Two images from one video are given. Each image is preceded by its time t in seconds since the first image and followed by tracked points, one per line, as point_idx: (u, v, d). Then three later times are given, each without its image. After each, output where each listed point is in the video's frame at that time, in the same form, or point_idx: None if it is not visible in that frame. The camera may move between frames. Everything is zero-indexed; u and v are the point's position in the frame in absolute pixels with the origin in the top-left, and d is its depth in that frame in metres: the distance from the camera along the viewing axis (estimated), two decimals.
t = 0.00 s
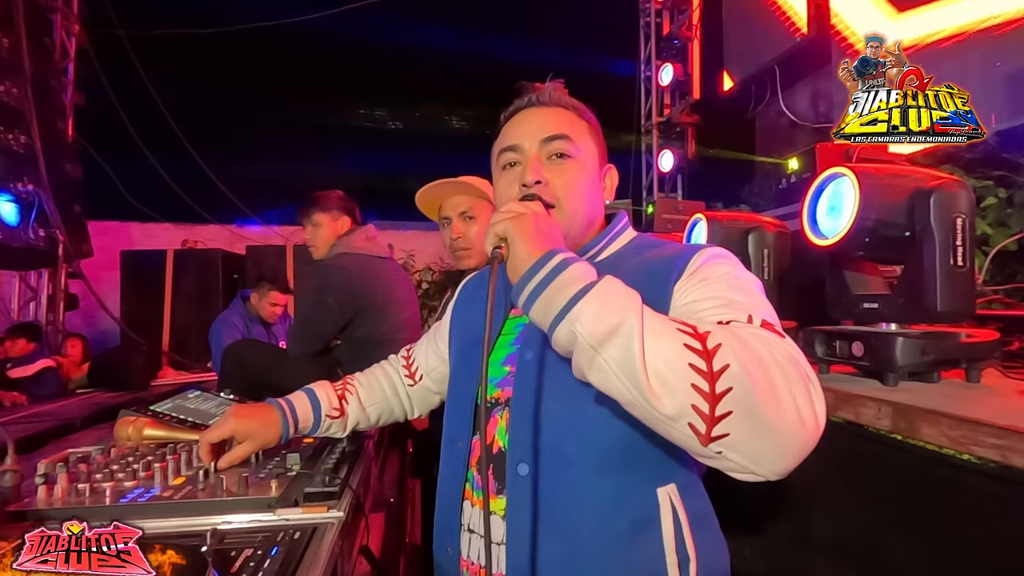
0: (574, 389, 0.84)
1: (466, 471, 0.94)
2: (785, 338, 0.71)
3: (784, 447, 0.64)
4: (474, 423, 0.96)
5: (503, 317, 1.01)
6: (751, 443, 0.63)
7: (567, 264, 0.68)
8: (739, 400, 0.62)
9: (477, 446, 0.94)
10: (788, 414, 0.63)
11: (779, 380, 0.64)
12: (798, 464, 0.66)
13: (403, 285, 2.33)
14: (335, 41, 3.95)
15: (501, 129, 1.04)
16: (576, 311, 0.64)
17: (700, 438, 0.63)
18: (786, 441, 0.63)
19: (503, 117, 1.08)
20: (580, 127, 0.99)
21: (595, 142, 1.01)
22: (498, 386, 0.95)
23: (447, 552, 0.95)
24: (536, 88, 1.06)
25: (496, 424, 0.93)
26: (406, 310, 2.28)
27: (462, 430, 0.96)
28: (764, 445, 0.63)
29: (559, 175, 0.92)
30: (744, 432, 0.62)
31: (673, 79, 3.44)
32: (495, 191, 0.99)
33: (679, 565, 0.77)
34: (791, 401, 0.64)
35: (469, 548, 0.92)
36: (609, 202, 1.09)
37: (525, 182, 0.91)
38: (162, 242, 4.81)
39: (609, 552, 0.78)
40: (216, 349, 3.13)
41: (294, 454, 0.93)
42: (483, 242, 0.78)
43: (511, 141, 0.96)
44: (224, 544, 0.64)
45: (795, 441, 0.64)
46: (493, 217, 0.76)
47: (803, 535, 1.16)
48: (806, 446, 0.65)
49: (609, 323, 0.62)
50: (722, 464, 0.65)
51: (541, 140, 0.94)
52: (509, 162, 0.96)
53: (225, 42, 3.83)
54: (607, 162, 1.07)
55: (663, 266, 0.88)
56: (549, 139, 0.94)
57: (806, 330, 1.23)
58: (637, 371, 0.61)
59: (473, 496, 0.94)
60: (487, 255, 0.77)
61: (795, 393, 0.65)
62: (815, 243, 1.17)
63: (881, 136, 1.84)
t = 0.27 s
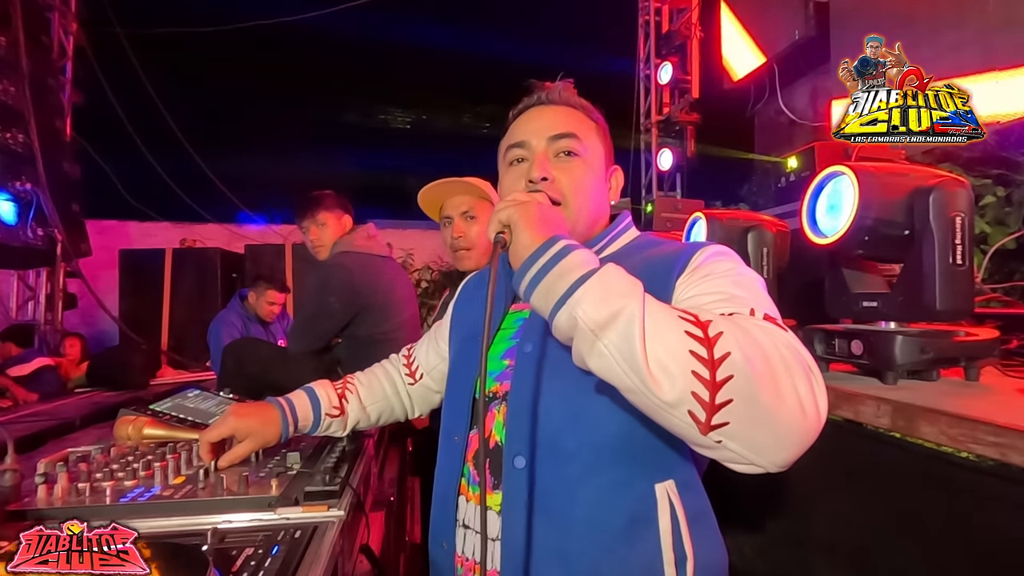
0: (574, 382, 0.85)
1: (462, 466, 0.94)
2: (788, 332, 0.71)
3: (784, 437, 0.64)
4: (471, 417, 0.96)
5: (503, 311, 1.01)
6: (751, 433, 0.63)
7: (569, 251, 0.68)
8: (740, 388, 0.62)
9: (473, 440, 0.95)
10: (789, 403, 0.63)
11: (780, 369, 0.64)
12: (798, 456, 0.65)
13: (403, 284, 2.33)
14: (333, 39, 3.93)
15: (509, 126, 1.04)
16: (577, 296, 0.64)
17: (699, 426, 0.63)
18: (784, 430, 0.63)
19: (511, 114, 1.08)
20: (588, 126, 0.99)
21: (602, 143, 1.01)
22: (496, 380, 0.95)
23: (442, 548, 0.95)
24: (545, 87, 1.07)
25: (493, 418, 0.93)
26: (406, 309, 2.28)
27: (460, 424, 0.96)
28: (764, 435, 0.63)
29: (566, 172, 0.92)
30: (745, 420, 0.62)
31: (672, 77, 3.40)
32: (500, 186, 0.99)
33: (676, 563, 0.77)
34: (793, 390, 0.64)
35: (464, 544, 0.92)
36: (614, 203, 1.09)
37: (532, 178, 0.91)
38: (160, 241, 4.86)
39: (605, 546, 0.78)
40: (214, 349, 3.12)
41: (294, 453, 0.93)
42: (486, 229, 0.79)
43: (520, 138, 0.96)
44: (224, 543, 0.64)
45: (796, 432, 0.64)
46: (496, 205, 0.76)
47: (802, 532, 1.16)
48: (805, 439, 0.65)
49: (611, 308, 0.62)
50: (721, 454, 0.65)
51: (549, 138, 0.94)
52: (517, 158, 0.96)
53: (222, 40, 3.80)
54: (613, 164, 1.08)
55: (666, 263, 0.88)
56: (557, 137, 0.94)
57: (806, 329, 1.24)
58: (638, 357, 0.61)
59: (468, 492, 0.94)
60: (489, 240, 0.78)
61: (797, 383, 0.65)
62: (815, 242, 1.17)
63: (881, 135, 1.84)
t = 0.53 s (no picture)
0: (571, 382, 0.85)
1: (461, 466, 0.94)
2: (783, 331, 0.71)
3: (780, 437, 0.64)
4: (470, 418, 0.96)
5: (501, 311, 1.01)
6: (746, 433, 0.63)
7: (568, 251, 0.68)
8: (736, 389, 0.62)
9: (472, 440, 0.95)
10: (784, 404, 0.64)
11: (776, 369, 0.64)
12: (793, 456, 0.66)
13: (401, 283, 2.33)
14: (330, 38, 3.91)
15: (506, 124, 1.03)
16: (574, 298, 0.64)
17: (696, 427, 0.63)
18: (780, 431, 0.63)
19: (508, 111, 1.08)
20: (586, 127, 0.99)
21: (600, 142, 1.01)
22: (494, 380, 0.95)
23: (440, 547, 0.95)
24: (543, 83, 1.06)
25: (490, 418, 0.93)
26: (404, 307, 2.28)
27: (457, 424, 0.96)
28: (759, 436, 0.63)
29: (564, 178, 0.92)
30: (741, 421, 0.62)
31: (670, 75, 3.40)
32: (498, 187, 0.99)
33: (674, 561, 0.77)
34: (789, 391, 0.64)
35: (461, 544, 0.92)
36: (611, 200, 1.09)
37: (529, 184, 0.91)
38: (159, 240, 4.80)
39: (603, 544, 0.78)
40: (212, 347, 3.12)
41: (292, 452, 0.93)
42: (487, 226, 0.78)
43: (515, 140, 0.96)
44: (222, 542, 0.64)
45: (792, 432, 0.64)
46: (496, 203, 0.76)
47: (799, 530, 1.16)
48: (801, 438, 0.66)
49: (606, 309, 0.62)
50: (717, 454, 0.65)
51: (546, 142, 0.94)
52: (513, 160, 0.96)
53: (218, 40, 3.76)
54: (611, 160, 1.07)
55: (662, 263, 0.88)
56: (554, 141, 0.94)
57: (803, 327, 1.24)
58: (633, 358, 0.61)
59: (465, 491, 0.93)
60: (490, 238, 0.78)
61: (793, 383, 0.65)
62: (813, 241, 1.17)
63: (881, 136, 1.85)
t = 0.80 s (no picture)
0: (570, 383, 0.85)
1: (461, 467, 0.94)
2: (782, 332, 0.71)
3: (780, 439, 0.64)
4: (470, 419, 0.96)
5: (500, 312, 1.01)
6: (746, 435, 0.63)
7: (568, 254, 0.68)
8: (735, 391, 0.62)
9: (473, 441, 0.95)
10: (783, 405, 0.64)
11: (774, 371, 0.64)
12: (793, 456, 0.66)
13: (401, 282, 2.33)
14: (329, 37, 3.90)
15: (502, 122, 1.03)
16: (574, 301, 0.64)
17: (696, 429, 0.63)
18: (779, 432, 0.63)
19: (503, 109, 1.08)
20: (582, 123, 0.99)
21: (596, 139, 1.00)
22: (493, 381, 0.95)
23: (441, 548, 0.95)
24: (538, 80, 1.06)
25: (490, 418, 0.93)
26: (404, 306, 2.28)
27: (457, 425, 0.96)
28: (759, 437, 0.63)
29: (560, 176, 0.92)
30: (740, 423, 0.62)
31: (670, 74, 3.39)
32: (495, 187, 0.99)
33: (675, 560, 0.78)
34: (787, 392, 0.64)
35: (462, 544, 0.92)
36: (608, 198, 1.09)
37: (525, 183, 0.91)
38: (159, 239, 4.73)
39: (604, 545, 0.78)
40: (212, 346, 3.11)
41: (292, 451, 0.93)
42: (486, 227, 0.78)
43: (510, 139, 0.96)
44: (222, 541, 0.64)
45: (791, 433, 0.64)
46: (495, 204, 0.76)
47: (798, 528, 1.16)
48: (800, 439, 0.66)
49: (605, 313, 0.62)
50: (717, 455, 0.65)
51: (542, 139, 0.94)
52: (508, 159, 0.96)
53: (217, 40, 3.76)
54: (607, 158, 1.07)
55: (659, 263, 0.88)
56: (549, 139, 0.93)
57: (802, 326, 1.24)
58: (633, 361, 0.61)
59: (466, 492, 0.93)
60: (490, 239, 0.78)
61: (792, 384, 0.65)
62: (812, 240, 1.17)
63: (881, 135, 1.85)
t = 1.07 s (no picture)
0: (570, 382, 0.85)
1: (462, 467, 0.94)
2: (781, 332, 0.71)
3: (780, 438, 0.64)
4: (470, 419, 0.96)
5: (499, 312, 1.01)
6: (746, 434, 0.63)
7: (568, 254, 0.68)
8: (736, 391, 0.62)
9: (473, 441, 0.95)
10: (783, 405, 0.64)
11: (775, 370, 0.64)
12: (793, 455, 0.66)
13: (400, 281, 2.33)
14: (328, 36, 3.90)
15: (502, 121, 1.03)
16: (574, 301, 0.64)
17: (696, 429, 0.63)
18: (779, 432, 0.63)
19: (504, 109, 1.08)
20: (582, 123, 0.99)
21: (596, 138, 1.00)
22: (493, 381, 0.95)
23: (442, 548, 0.95)
24: (539, 80, 1.06)
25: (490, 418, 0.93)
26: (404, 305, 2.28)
27: (457, 425, 0.96)
28: (759, 437, 0.63)
29: (560, 175, 0.92)
30: (740, 423, 0.62)
31: (669, 74, 3.40)
32: (495, 185, 0.99)
33: (675, 559, 0.78)
34: (787, 391, 0.64)
35: (463, 544, 0.92)
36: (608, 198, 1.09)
37: (525, 181, 0.91)
38: (158, 239, 4.96)
39: (604, 544, 0.78)
40: (212, 346, 3.11)
41: (292, 451, 0.93)
42: (487, 226, 0.79)
43: (511, 137, 0.96)
44: (222, 541, 0.64)
45: (791, 432, 0.64)
46: (495, 203, 0.76)
47: (798, 526, 1.17)
48: (800, 438, 0.66)
49: (606, 312, 0.62)
50: (717, 455, 0.65)
51: (542, 138, 0.94)
52: (509, 158, 0.96)
53: (217, 39, 3.76)
54: (607, 158, 1.07)
55: (659, 264, 0.88)
56: (550, 138, 0.93)
57: (802, 326, 1.24)
58: (633, 361, 0.61)
59: (467, 492, 0.93)
60: (490, 238, 0.78)
61: (791, 384, 0.65)
62: (812, 239, 1.17)
63: (881, 135, 1.85)
